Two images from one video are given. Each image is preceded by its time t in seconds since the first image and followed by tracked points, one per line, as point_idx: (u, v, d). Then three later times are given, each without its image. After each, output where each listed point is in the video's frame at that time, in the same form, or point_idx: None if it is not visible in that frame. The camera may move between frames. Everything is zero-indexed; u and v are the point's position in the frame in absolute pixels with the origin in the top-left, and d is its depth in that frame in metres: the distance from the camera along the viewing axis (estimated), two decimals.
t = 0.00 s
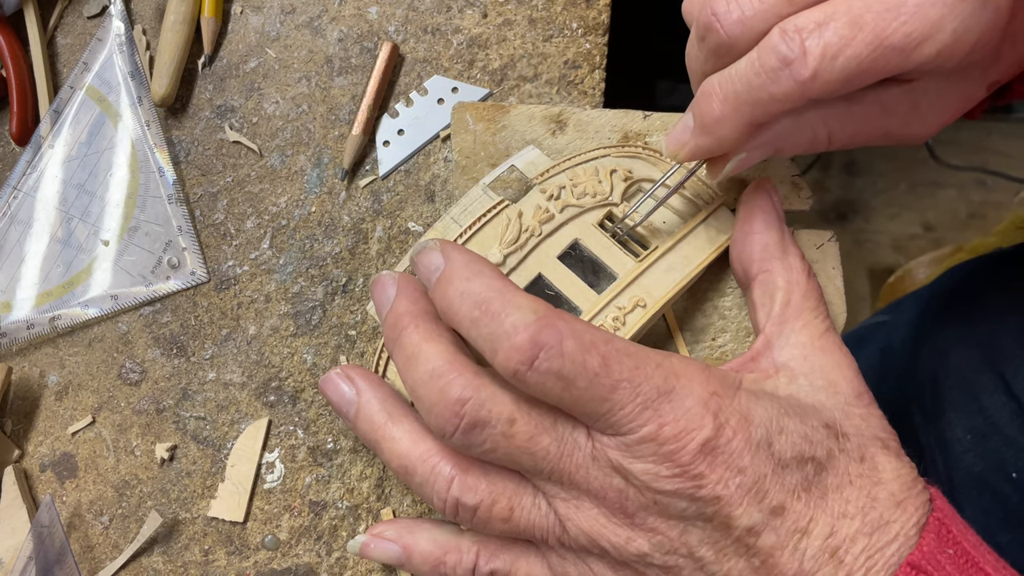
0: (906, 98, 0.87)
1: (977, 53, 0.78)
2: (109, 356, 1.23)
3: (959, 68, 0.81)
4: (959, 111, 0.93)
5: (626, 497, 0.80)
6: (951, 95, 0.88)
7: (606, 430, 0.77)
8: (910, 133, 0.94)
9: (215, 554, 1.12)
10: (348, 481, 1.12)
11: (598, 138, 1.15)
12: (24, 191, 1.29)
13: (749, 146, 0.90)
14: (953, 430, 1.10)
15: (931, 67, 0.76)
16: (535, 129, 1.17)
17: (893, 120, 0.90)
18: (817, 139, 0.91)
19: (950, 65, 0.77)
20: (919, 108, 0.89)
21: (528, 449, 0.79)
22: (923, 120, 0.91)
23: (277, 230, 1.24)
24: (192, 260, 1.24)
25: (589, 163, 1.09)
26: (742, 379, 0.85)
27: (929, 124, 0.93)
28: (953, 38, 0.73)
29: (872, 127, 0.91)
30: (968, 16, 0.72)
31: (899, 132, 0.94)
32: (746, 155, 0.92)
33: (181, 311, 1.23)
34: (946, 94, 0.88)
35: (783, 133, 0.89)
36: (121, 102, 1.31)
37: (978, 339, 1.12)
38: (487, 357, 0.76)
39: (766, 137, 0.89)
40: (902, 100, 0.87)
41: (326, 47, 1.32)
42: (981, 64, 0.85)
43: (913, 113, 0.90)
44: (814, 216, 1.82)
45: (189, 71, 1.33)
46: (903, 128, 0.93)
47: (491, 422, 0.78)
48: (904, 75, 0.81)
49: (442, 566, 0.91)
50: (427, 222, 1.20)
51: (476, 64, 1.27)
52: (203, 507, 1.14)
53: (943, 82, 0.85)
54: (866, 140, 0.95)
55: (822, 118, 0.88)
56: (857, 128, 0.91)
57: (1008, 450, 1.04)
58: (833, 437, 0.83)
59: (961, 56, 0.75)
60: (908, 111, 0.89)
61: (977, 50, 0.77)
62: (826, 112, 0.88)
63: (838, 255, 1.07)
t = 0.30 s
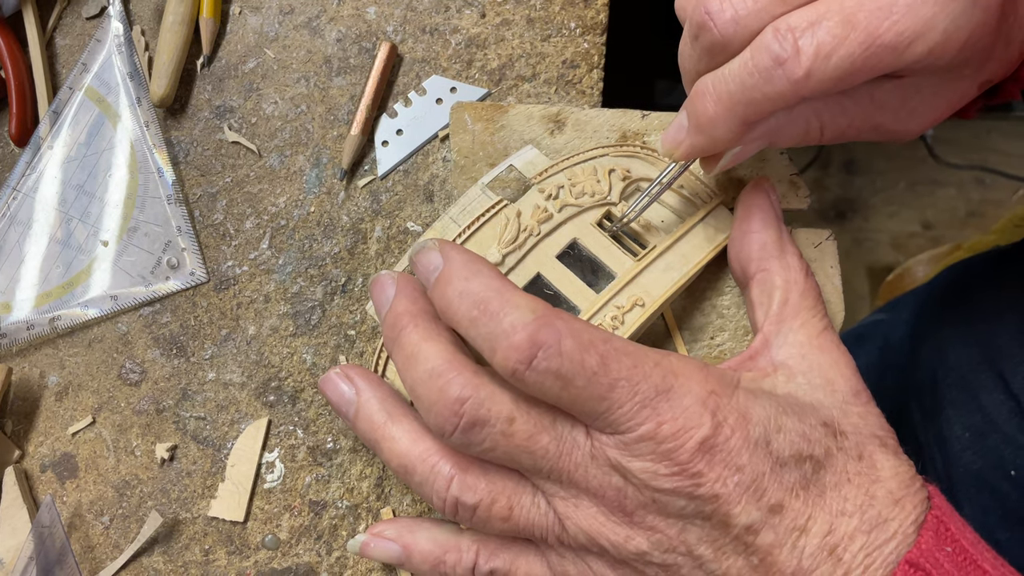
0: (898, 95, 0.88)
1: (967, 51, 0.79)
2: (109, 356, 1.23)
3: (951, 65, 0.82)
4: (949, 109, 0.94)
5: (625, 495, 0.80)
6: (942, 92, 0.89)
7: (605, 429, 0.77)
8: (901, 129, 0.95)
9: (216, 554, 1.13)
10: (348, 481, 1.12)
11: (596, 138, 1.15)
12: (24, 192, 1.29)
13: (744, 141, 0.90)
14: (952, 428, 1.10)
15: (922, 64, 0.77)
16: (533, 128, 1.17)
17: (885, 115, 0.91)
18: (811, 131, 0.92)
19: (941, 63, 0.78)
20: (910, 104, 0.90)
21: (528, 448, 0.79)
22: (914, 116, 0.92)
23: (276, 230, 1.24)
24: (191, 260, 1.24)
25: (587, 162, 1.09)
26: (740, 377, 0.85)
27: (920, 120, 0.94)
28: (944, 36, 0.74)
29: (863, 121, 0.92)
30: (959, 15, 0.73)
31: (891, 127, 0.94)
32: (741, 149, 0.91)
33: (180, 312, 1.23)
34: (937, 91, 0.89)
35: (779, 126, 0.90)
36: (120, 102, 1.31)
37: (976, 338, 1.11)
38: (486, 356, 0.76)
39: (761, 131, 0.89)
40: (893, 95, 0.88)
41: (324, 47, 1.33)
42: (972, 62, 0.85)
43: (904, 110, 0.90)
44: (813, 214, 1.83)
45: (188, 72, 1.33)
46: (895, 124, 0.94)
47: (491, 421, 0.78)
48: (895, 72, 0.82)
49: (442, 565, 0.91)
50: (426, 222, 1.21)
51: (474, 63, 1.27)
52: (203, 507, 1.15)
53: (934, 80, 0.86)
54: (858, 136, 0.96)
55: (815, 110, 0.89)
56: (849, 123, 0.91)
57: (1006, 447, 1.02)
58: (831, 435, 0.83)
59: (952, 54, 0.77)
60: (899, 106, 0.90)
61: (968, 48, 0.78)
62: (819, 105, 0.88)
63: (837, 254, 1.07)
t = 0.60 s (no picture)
0: (894, 101, 0.88)
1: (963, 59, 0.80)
2: (108, 363, 1.23)
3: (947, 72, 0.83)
4: (944, 113, 0.95)
5: (623, 502, 0.81)
6: (937, 97, 0.90)
7: (602, 436, 0.77)
8: (896, 131, 0.96)
9: (215, 561, 1.13)
10: (347, 487, 1.12)
11: (594, 144, 1.16)
12: (23, 200, 1.29)
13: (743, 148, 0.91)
14: (951, 431, 1.10)
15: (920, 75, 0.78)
16: (531, 134, 1.17)
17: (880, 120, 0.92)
18: (808, 135, 0.93)
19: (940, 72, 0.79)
20: (906, 109, 0.90)
21: (526, 456, 0.79)
22: (910, 119, 0.93)
23: (275, 236, 1.25)
24: (190, 267, 1.24)
25: (585, 169, 1.09)
26: (737, 384, 0.85)
27: (914, 123, 0.95)
28: (944, 46, 0.75)
29: (859, 125, 0.92)
30: (957, 25, 0.74)
31: (886, 130, 0.95)
32: (739, 156, 0.92)
33: (179, 319, 1.23)
34: (933, 97, 0.90)
35: (777, 132, 0.90)
36: (119, 110, 1.31)
37: (974, 341, 1.12)
38: (484, 365, 0.77)
39: (760, 138, 0.90)
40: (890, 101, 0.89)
41: (323, 53, 1.33)
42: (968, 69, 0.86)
43: (900, 115, 0.91)
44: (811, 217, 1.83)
45: (186, 79, 1.34)
46: (890, 128, 0.95)
47: (489, 428, 0.78)
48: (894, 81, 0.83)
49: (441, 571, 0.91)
50: (424, 228, 1.21)
51: (472, 70, 1.28)
52: (202, 514, 1.15)
53: (930, 86, 0.87)
54: (853, 137, 0.96)
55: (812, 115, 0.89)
56: (845, 128, 0.92)
57: (1006, 450, 1.03)
58: (829, 441, 0.83)
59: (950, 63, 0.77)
60: (895, 111, 0.91)
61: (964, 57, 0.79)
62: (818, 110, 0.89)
63: (834, 259, 1.07)
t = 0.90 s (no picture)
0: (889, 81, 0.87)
1: (957, 38, 0.78)
2: (105, 365, 1.22)
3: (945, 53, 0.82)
4: (948, 103, 0.93)
5: (623, 504, 0.80)
6: (938, 81, 0.88)
7: (602, 438, 0.77)
8: (902, 121, 0.94)
9: (214, 563, 1.12)
10: (346, 489, 1.12)
11: (593, 143, 1.15)
12: (19, 200, 1.29)
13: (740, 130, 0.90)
14: (952, 431, 1.09)
15: (908, 46, 0.76)
16: (530, 133, 1.17)
17: (880, 104, 0.91)
18: (810, 124, 0.91)
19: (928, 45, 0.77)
20: (904, 92, 0.88)
21: (526, 458, 0.78)
22: (913, 107, 0.91)
23: (273, 237, 1.24)
24: (188, 268, 1.23)
25: (585, 168, 1.08)
26: (738, 385, 0.84)
27: (918, 111, 0.93)
28: (928, 15, 0.73)
29: (862, 112, 0.91)
30: None
31: (889, 118, 0.94)
32: (736, 141, 0.91)
33: (177, 319, 1.22)
34: (933, 80, 0.87)
35: (775, 117, 0.89)
36: (116, 110, 1.31)
37: (974, 340, 1.11)
38: (483, 366, 0.76)
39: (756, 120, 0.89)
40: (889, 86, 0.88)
41: (320, 53, 1.32)
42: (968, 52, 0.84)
43: (899, 97, 0.89)
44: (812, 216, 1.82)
45: (184, 79, 1.33)
46: (892, 115, 0.93)
47: (488, 430, 0.77)
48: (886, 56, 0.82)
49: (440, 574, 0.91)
50: (423, 228, 1.20)
51: (470, 69, 1.27)
52: (201, 516, 1.14)
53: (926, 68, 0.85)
54: (856, 127, 0.95)
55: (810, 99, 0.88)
56: (843, 112, 0.91)
57: (1007, 450, 1.03)
58: (830, 442, 0.82)
59: (938, 35, 0.75)
60: (897, 97, 0.89)
61: (955, 32, 0.76)
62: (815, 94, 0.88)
63: (836, 259, 1.06)
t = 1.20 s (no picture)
0: (898, 74, 0.87)
1: (965, 26, 0.79)
2: (107, 371, 1.23)
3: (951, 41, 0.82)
4: (958, 94, 0.93)
5: (625, 511, 0.80)
6: (946, 70, 0.88)
7: (604, 445, 0.77)
8: (911, 116, 0.94)
9: (216, 569, 1.12)
10: (348, 495, 1.12)
11: (594, 149, 1.15)
12: (21, 207, 1.29)
13: (749, 124, 0.90)
14: (952, 433, 1.09)
15: (918, 33, 0.76)
16: (531, 139, 1.17)
17: (891, 98, 0.90)
18: (820, 117, 0.91)
19: (938, 33, 0.77)
20: (914, 84, 0.89)
21: (527, 465, 0.79)
22: (923, 100, 0.91)
23: (274, 243, 1.24)
24: (189, 274, 1.24)
25: (585, 174, 1.09)
26: (738, 391, 0.85)
27: (929, 104, 0.92)
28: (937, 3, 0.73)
29: (871, 105, 0.91)
30: None
31: (900, 113, 0.93)
32: (745, 136, 0.91)
33: (179, 326, 1.23)
34: (942, 69, 0.88)
35: (785, 110, 0.90)
36: (117, 117, 1.31)
37: (974, 344, 1.12)
38: (484, 374, 0.76)
39: (765, 114, 0.90)
40: (897, 78, 0.88)
41: (321, 59, 1.32)
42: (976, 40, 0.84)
43: (909, 90, 0.89)
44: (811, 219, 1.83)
45: (185, 85, 1.33)
46: (903, 109, 0.93)
47: (490, 438, 0.78)
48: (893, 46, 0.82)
49: None
50: (424, 234, 1.21)
51: (471, 75, 1.27)
52: (203, 522, 1.15)
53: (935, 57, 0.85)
54: (867, 123, 0.94)
55: (819, 93, 0.89)
56: (854, 108, 0.91)
57: (1007, 452, 1.02)
58: (830, 449, 0.83)
59: (948, 22, 0.75)
60: (907, 89, 0.89)
61: (965, 17, 0.77)
62: (823, 87, 0.88)
63: (835, 263, 1.07)
